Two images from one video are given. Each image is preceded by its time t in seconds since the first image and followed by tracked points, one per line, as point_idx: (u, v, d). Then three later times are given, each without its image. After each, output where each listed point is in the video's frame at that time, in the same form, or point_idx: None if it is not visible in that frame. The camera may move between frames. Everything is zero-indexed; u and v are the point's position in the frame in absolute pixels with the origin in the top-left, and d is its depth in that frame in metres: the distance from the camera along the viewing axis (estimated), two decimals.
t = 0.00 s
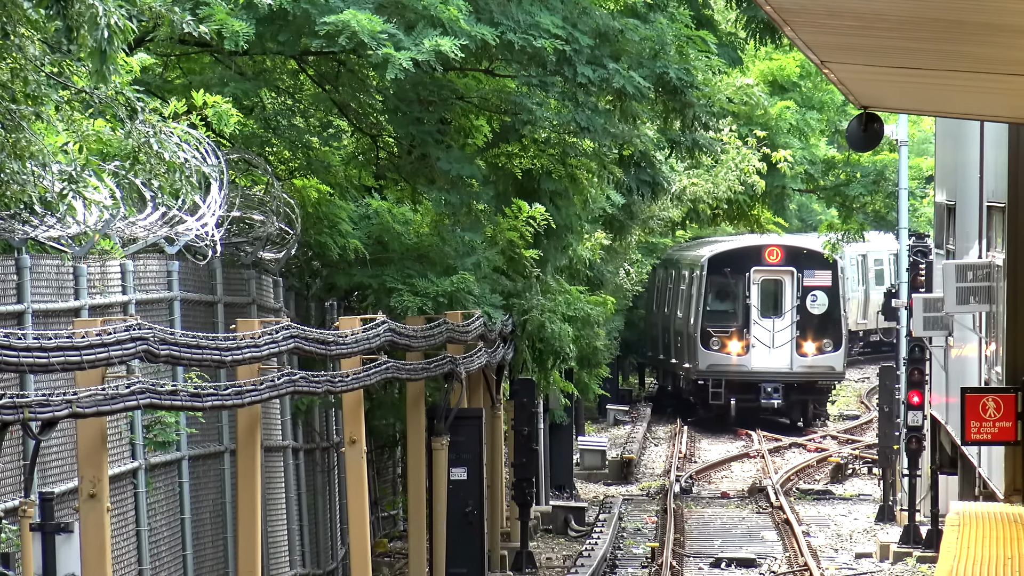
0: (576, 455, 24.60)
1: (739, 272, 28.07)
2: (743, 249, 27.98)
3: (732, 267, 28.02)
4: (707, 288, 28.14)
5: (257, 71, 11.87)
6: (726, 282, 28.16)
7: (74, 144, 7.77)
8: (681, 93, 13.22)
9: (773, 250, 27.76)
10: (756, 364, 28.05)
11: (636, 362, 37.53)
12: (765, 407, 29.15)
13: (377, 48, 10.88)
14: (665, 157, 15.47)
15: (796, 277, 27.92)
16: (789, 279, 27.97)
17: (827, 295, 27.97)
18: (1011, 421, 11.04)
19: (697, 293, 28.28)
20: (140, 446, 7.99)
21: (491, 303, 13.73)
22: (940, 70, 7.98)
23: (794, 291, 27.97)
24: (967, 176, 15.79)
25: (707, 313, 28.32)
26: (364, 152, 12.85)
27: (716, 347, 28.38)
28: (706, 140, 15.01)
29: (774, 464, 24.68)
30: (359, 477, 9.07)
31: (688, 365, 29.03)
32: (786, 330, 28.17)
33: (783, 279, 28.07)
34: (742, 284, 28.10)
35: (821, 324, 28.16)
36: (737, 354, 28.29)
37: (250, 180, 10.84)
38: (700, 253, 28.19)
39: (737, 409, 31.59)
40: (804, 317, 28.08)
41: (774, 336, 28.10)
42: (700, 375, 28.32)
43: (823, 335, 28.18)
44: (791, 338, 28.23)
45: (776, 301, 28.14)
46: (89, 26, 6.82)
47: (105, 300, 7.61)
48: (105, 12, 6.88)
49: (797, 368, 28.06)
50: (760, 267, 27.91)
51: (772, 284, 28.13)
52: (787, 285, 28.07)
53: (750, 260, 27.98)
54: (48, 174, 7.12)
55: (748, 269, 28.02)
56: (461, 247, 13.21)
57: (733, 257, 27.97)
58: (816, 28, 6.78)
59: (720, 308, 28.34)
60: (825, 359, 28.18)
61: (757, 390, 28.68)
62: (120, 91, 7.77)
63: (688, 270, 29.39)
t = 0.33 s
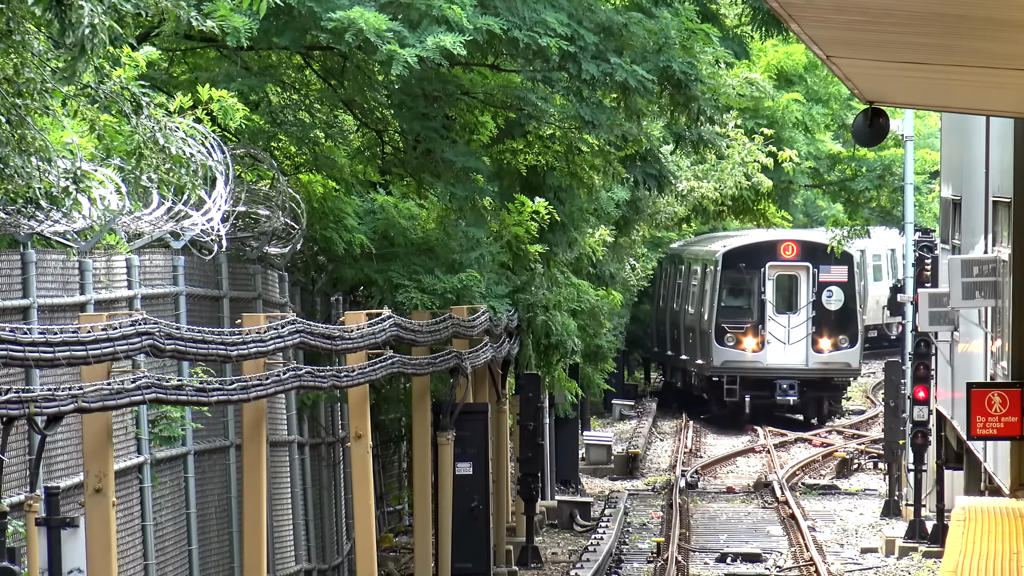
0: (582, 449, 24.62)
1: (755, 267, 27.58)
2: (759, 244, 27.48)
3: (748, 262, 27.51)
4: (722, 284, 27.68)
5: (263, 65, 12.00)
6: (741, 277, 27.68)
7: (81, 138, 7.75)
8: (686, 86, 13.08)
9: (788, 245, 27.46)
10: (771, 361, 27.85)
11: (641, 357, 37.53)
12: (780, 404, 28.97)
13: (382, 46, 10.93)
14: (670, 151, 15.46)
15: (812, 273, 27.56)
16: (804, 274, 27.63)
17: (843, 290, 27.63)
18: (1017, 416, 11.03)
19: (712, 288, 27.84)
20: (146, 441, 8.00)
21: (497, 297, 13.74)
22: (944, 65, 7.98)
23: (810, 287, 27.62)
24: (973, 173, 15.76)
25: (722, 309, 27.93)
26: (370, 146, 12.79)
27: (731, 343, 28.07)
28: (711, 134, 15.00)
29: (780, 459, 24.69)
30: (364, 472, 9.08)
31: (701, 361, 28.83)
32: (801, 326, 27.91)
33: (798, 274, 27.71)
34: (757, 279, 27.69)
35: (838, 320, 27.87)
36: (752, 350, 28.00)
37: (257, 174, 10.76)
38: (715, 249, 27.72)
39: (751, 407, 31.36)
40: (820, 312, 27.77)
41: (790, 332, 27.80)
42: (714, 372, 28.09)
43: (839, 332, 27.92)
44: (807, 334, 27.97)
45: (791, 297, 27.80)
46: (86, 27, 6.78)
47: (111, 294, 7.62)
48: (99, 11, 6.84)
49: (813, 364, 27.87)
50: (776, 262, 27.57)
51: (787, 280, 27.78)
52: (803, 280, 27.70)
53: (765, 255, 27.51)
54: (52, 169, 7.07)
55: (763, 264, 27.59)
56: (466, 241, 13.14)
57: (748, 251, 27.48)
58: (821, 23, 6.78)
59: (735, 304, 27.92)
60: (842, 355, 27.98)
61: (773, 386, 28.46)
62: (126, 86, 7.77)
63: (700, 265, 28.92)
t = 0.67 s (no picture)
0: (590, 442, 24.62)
1: (773, 260, 27.01)
2: (777, 237, 26.94)
3: (765, 256, 26.97)
4: (739, 277, 27.10)
5: (270, 60, 11.93)
6: (759, 271, 27.13)
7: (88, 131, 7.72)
8: (691, 78, 13.04)
9: (806, 238, 26.96)
10: (790, 356, 27.21)
11: (649, 350, 37.50)
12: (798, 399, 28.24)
13: (385, 42, 10.95)
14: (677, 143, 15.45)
15: (830, 267, 27.04)
16: (823, 268, 27.12)
17: (862, 284, 27.03)
18: None
19: (729, 281, 27.24)
20: (154, 434, 8.00)
21: (505, 291, 13.75)
22: (949, 58, 7.96)
23: (829, 281, 27.10)
24: (981, 166, 15.72)
25: (739, 303, 27.29)
26: (377, 141, 12.79)
27: (749, 338, 27.38)
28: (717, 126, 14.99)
29: (788, 452, 24.66)
30: (372, 465, 9.07)
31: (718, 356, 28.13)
32: (820, 321, 27.35)
33: (817, 269, 27.22)
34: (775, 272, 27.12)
35: (857, 314, 27.21)
36: (771, 344, 27.33)
37: (264, 168, 10.82)
38: (733, 242, 27.15)
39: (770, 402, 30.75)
40: (839, 306, 27.18)
41: (809, 327, 27.21)
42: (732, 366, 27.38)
43: (858, 326, 27.27)
44: (825, 328, 27.37)
45: (810, 291, 27.29)
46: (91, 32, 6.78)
47: (118, 287, 7.64)
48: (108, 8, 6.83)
49: (831, 359, 27.27)
50: (794, 255, 27.01)
51: (805, 273, 27.28)
52: (821, 274, 27.22)
53: (784, 248, 26.97)
54: (60, 161, 7.09)
55: (781, 258, 27.01)
56: (473, 236, 13.19)
57: (766, 245, 26.92)
58: (829, 16, 6.77)
59: (753, 298, 27.29)
60: (860, 350, 27.30)
61: (791, 381, 27.74)
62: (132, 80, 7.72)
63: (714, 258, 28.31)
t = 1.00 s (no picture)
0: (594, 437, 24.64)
1: (787, 255, 26.71)
2: (792, 232, 26.59)
3: (780, 250, 26.66)
4: (754, 271, 26.88)
5: (274, 54, 12.03)
6: (774, 265, 26.85)
7: (92, 127, 7.62)
8: (695, 73, 12.98)
9: (822, 232, 26.49)
10: (805, 351, 27.12)
11: (654, 345, 37.50)
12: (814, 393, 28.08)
13: (388, 38, 10.96)
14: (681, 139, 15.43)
15: (846, 261, 26.63)
16: (838, 262, 26.71)
17: (879, 279, 26.69)
18: None
19: (743, 276, 27.05)
20: (159, 429, 8.02)
21: (510, 285, 13.76)
22: (954, 52, 7.95)
23: (844, 276, 26.71)
24: (986, 160, 15.70)
25: (754, 297, 27.10)
26: (382, 134, 12.71)
27: (764, 332, 27.30)
28: (721, 120, 14.95)
29: (793, 446, 24.67)
30: (377, 460, 9.09)
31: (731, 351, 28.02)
32: (835, 315, 27.10)
33: (831, 263, 26.81)
34: (790, 267, 26.85)
35: (873, 309, 27.01)
36: (786, 340, 27.24)
37: (269, 163, 10.83)
38: (747, 236, 26.91)
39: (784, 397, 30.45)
40: (854, 301, 26.92)
41: (824, 322, 27.03)
42: (747, 362, 27.31)
43: (874, 321, 27.06)
44: (840, 323, 27.20)
45: (825, 286, 26.94)
46: (108, 18, 6.83)
47: (123, 283, 7.64)
48: (123, 2, 6.83)
49: (847, 354, 27.13)
50: (809, 249, 26.65)
51: (819, 268, 26.88)
52: (837, 269, 26.80)
53: (799, 243, 26.62)
54: (65, 157, 7.06)
55: (796, 252, 26.70)
56: (478, 234, 13.05)
57: (781, 239, 26.61)
58: (835, 10, 6.77)
59: (767, 293, 27.09)
60: (876, 345, 27.12)
61: (806, 376, 27.64)
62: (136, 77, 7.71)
63: (728, 252, 28.13)
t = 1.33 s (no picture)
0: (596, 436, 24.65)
1: (799, 253, 26.63)
2: (804, 231, 26.51)
3: (791, 248, 26.58)
4: (764, 269, 26.77)
5: (276, 54, 11.94)
6: (785, 263, 26.76)
7: (92, 127, 7.55)
8: (696, 73, 12.93)
9: (835, 231, 26.43)
10: (817, 351, 27.04)
11: (655, 343, 37.54)
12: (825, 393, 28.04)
13: (391, 38, 10.95)
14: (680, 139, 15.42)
15: (858, 259, 26.68)
16: (850, 261, 26.75)
17: (891, 277, 26.56)
18: None
19: (754, 274, 26.94)
20: (160, 428, 8.01)
21: (512, 284, 13.76)
22: (956, 49, 7.94)
23: (856, 274, 26.75)
24: (987, 157, 15.70)
25: (765, 296, 27.01)
26: (383, 133, 12.85)
27: (775, 332, 27.18)
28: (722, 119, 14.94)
29: (794, 444, 24.66)
30: (377, 458, 9.08)
31: (742, 351, 27.92)
32: (847, 314, 27.02)
33: (843, 262, 26.84)
34: (801, 265, 26.78)
35: (886, 308, 26.84)
36: (797, 339, 27.10)
37: (270, 162, 10.80)
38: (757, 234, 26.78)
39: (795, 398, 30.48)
40: (866, 300, 26.81)
41: (836, 321, 26.94)
42: (758, 361, 27.19)
43: (886, 320, 26.91)
44: (853, 322, 27.07)
45: (836, 284, 26.95)
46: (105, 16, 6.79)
47: (124, 282, 7.64)
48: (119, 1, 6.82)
49: (859, 353, 27.03)
50: (821, 248, 26.61)
51: (831, 267, 26.91)
52: (848, 267, 26.85)
53: (811, 241, 26.57)
54: (66, 156, 7.04)
55: (808, 250, 26.62)
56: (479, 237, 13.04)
57: (792, 237, 26.50)
58: (837, 8, 6.76)
59: (778, 292, 27.00)
60: (889, 345, 26.95)
61: (818, 376, 27.53)
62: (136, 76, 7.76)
63: (736, 250, 28.02)
